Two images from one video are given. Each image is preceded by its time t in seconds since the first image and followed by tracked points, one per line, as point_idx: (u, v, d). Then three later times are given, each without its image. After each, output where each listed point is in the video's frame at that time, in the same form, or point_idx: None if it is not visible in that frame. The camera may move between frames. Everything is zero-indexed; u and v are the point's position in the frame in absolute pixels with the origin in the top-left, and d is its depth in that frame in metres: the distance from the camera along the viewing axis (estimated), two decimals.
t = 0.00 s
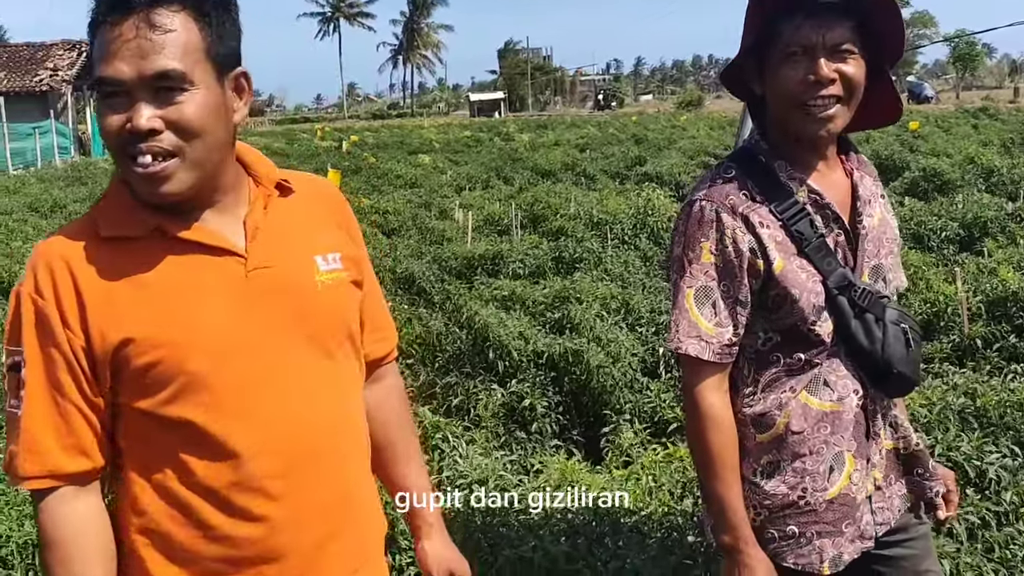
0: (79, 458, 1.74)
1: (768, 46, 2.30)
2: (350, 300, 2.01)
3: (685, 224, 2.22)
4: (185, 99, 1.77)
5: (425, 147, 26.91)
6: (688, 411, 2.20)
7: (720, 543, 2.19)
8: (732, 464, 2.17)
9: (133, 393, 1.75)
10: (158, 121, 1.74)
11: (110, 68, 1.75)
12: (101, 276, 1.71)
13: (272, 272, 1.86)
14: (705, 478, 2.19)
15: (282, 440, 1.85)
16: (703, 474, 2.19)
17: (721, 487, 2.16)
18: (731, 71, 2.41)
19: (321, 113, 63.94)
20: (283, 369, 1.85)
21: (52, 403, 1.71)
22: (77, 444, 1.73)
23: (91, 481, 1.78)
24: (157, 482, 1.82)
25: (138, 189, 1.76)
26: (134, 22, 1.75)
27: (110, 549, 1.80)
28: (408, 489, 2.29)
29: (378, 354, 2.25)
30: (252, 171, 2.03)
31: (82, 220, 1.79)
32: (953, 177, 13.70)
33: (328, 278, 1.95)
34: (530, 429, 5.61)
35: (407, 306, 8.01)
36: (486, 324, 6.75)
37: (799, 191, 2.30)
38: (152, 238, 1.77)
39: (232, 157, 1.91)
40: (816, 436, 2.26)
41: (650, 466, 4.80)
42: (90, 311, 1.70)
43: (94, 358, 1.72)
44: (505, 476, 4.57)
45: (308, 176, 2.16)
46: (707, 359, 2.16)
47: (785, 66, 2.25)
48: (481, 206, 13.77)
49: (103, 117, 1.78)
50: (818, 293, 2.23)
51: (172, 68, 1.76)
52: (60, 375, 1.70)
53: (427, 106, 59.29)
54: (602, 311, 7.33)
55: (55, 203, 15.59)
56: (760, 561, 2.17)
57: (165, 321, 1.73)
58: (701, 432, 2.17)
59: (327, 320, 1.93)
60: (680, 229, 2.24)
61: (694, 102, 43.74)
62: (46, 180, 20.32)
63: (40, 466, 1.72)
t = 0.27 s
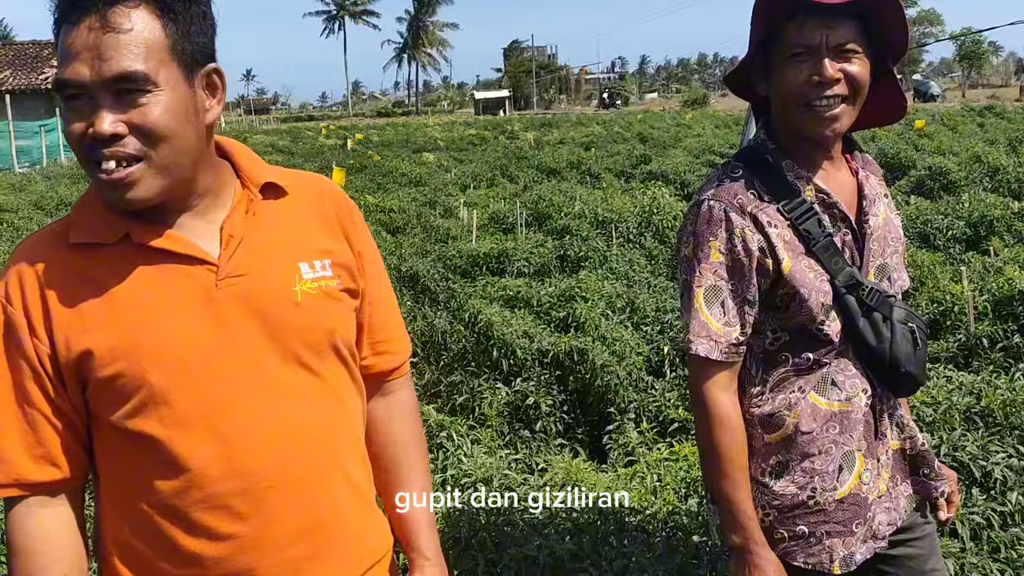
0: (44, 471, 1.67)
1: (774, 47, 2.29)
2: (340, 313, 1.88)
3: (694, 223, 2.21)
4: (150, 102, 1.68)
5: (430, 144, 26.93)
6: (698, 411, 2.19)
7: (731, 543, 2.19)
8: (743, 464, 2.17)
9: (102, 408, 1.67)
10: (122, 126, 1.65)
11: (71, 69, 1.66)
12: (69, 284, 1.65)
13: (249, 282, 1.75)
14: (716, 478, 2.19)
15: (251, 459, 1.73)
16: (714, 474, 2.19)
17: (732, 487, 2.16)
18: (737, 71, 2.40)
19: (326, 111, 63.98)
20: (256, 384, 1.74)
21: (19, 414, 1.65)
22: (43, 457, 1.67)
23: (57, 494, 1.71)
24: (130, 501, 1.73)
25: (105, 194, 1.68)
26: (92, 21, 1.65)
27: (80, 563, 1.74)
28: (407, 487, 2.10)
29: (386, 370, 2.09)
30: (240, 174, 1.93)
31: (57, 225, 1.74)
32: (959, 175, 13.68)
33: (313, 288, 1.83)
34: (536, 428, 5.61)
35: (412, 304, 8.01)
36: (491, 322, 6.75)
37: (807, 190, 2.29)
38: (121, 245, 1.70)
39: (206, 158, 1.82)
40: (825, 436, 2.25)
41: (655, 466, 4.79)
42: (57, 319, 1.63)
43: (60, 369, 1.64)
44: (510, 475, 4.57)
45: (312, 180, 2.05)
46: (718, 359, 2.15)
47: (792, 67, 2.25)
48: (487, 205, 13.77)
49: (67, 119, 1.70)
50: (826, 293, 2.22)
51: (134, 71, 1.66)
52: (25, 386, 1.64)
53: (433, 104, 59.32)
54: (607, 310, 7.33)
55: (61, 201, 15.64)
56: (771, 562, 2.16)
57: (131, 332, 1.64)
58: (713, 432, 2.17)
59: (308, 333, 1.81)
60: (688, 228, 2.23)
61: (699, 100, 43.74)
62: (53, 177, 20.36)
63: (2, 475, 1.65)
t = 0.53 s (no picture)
0: (45, 458, 1.75)
1: (779, 45, 2.29)
2: (344, 313, 1.79)
3: (701, 220, 2.20)
4: (149, 96, 1.67)
5: (434, 143, 26.91)
6: (708, 411, 2.19)
7: (742, 542, 2.19)
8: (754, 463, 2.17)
9: (99, 399, 1.72)
10: (120, 120, 1.66)
11: (70, 65, 1.67)
12: (73, 278, 1.73)
13: (238, 278, 1.72)
14: (727, 477, 2.18)
15: (230, 459, 1.69)
16: (724, 474, 2.19)
17: (743, 486, 2.16)
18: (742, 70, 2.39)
19: (330, 110, 64.00)
20: (238, 382, 1.70)
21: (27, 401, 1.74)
22: (46, 444, 1.75)
23: (61, 480, 1.79)
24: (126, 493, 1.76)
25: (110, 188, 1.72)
26: (90, 16, 1.66)
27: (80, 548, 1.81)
28: (411, 490, 1.92)
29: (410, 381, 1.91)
30: (251, 168, 1.88)
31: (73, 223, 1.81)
32: (963, 175, 13.66)
33: (309, 286, 1.75)
34: (539, 427, 5.60)
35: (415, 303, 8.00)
36: (495, 321, 6.74)
37: (813, 187, 2.28)
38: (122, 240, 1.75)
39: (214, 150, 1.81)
40: (830, 434, 2.25)
41: (658, 464, 4.79)
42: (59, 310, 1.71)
43: (62, 359, 1.72)
44: (513, 474, 4.56)
45: (342, 176, 1.95)
46: (733, 355, 2.14)
47: (798, 65, 2.24)
48: (490, 204, 13.76)
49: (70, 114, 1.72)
50: (833, 289, 2.21)
51: (131, 66, 1.66)
52: (32, 374, 1.73)
53: (436, 103, 59.27)
54: (610, 309, 7.32)
55: (64, 199, 15.66)
56: (784, 560, 2.16)
57: (118, 325, 1.68)
58: (723, 431, 2.17)
59: (299, 333, 1.73)
60: (695, 225, 2.22)
61: (703, 100, 43.73)
62: (56, 176, 20.35)
63: (8, 459, 1.75)
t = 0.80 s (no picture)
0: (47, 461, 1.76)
1: (780, 51, 2.29)
2: (348, 317, 1.78)
3: (701, 224, 2.21)
4: (192, 95, 1.73)
5: (437, 144, 26.92)
6: (708, 415, 2.19)
7: (743, 546, 2.19)
8: (754, 468, 2.17)
9: (104, 403, 1.73)
10: (165, 118, 1.70)
11: (112, 64, 1.70)
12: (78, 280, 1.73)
13: (241, 282, 1.72)
14: (727, 481, 2.18)
15: (234, 462, 1.70)
16: (725, 478, 2.19)
17: (743, 490, 2.16)
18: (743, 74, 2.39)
19: (334, 111, 64.06)
20: (242, 386, 1.70)
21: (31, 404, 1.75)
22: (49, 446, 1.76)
23: (64, 483, 1.80)
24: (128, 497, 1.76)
25: (140, 186, 1.73)
26: (134, 15, 1.70)
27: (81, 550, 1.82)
28: (412, 490, 1.90)
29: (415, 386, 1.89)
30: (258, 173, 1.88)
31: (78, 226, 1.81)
32: (967, 176, 13.63)
33: (312, 290, 1.74)
34: (541, 428, 5.60)
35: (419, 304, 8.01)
36: (497, 322, 6.74)
37: (813, 190, 2.27)
38: (126, 242, 1.75)
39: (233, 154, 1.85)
40: (832, 437, 2.24)
41: (660, 467, 4.79)
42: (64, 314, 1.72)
43: (66, 362, 1.72)
44: (514, 476, 4.57)
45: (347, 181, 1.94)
46: (733, 359, 2.14)
47: (798, 70, 2.24)
48: (493, 204, 13.76)
49: (102, 113, 1.73)
50: (834, 293, 2.20)
51: (178, 64, 1.71)
52: (35, 377, 1.74)
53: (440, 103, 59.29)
54: (613, 310, 7.32)
55: (68, 200, 15.68)
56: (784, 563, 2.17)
57: (122, 329, 1.68)
58: (722, 436, 2.17)
59: (303, 337, 1.73)
60: (695, 229, 2.23)
61: (706, 100, 43.70)
62: (60, 177, 20.39)
63: (11, 461, 1.76)
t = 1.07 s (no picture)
0: (59, 480, 1.69)
1: (778, 55, 2.31)
2: (368, 314, 1.80)
3: (700, 228, 2.22)
4: (236, 106, 1.73)
5: (437, 146, 26.97)
6: (707, 417, 2.21)
7: (742, 549, 2.21)
8: (752, 470, 2.18)
9: (122, 415, 1.67)
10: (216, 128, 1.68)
11: (163, 70, 1.65)
12: (91, 291, 1.65)
13: (267, 285, 1.70)
14: (727, 484, 2.20)
15: (269, 466, 1.69)
16: (724, 480, 2.20)
17: (742, 493, 2.18)
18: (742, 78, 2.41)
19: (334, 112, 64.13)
20: (273, 389, 1.69)
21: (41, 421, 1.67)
22: (61, 466, 1.68)
23: (76, 502, 1.73)
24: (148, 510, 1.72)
25: (178, 196, 1.69)
26: (188, 22, 1.67)
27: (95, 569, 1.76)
28: (421, 489, 1.94)
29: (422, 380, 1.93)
30: (264, 180, 1.85)
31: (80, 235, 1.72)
32: (965, 178, 13.66)
33: (335, 290, 1.75)
34: (542, 430, 5.62)
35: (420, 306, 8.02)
36: (498, 324, 6.75)
37: (812, 195, 2.29)
38: (141, 252, 1.69)
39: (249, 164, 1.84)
40: (830, 441, 2.26)
41: (661, 468, 4.81)
42: (77, 326, 1.65)
43: (81, 376, 1.65)
44: (515, 478, 4.58)
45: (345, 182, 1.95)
46: (731, 363, 2.17)
47: (797, 74, 2.26)
48: (494, 206, 13.79)
49: (141, 118, 1.67)
50: (832, 297, 2.22)
51: (228, 75, 1.70)
52: (46, 394, 1.65)
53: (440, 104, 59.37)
54: (614, 312, 7.34)
55: (69, 202, 15.72)
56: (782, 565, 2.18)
57: (146, 339, 1.63)
58: (721, 438, 2.19)
59: (331, 337, 1.73)
60: (694, 233, 2.24)
61: (706, 102, 43.76)
62: (61, 178, 20.43)
63: (19, 482, 1.67)
